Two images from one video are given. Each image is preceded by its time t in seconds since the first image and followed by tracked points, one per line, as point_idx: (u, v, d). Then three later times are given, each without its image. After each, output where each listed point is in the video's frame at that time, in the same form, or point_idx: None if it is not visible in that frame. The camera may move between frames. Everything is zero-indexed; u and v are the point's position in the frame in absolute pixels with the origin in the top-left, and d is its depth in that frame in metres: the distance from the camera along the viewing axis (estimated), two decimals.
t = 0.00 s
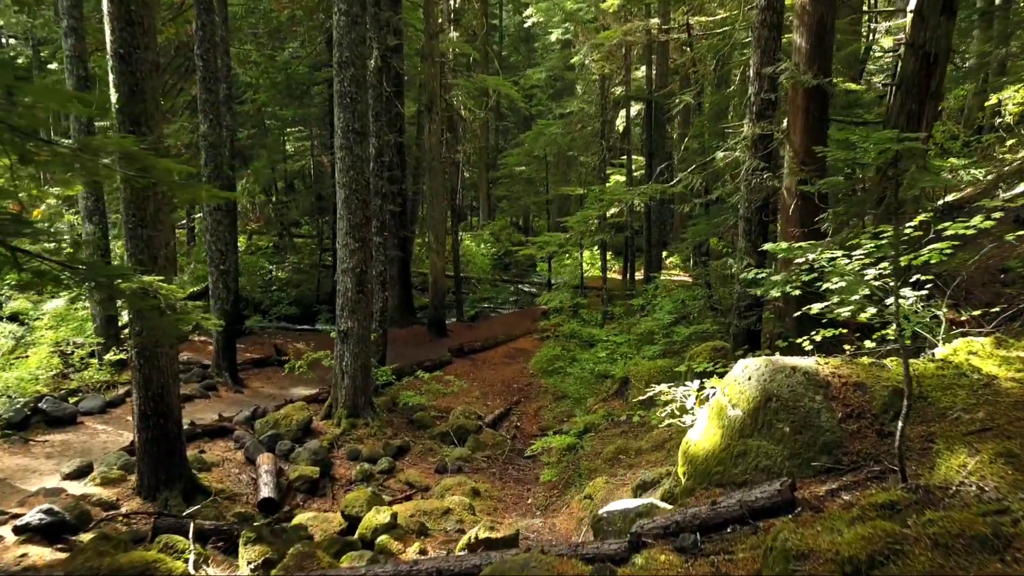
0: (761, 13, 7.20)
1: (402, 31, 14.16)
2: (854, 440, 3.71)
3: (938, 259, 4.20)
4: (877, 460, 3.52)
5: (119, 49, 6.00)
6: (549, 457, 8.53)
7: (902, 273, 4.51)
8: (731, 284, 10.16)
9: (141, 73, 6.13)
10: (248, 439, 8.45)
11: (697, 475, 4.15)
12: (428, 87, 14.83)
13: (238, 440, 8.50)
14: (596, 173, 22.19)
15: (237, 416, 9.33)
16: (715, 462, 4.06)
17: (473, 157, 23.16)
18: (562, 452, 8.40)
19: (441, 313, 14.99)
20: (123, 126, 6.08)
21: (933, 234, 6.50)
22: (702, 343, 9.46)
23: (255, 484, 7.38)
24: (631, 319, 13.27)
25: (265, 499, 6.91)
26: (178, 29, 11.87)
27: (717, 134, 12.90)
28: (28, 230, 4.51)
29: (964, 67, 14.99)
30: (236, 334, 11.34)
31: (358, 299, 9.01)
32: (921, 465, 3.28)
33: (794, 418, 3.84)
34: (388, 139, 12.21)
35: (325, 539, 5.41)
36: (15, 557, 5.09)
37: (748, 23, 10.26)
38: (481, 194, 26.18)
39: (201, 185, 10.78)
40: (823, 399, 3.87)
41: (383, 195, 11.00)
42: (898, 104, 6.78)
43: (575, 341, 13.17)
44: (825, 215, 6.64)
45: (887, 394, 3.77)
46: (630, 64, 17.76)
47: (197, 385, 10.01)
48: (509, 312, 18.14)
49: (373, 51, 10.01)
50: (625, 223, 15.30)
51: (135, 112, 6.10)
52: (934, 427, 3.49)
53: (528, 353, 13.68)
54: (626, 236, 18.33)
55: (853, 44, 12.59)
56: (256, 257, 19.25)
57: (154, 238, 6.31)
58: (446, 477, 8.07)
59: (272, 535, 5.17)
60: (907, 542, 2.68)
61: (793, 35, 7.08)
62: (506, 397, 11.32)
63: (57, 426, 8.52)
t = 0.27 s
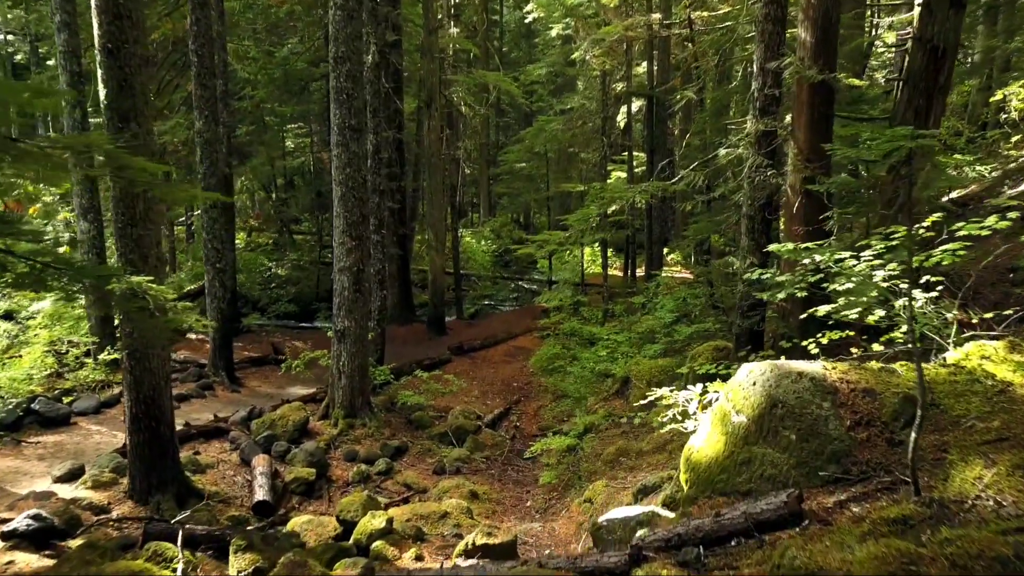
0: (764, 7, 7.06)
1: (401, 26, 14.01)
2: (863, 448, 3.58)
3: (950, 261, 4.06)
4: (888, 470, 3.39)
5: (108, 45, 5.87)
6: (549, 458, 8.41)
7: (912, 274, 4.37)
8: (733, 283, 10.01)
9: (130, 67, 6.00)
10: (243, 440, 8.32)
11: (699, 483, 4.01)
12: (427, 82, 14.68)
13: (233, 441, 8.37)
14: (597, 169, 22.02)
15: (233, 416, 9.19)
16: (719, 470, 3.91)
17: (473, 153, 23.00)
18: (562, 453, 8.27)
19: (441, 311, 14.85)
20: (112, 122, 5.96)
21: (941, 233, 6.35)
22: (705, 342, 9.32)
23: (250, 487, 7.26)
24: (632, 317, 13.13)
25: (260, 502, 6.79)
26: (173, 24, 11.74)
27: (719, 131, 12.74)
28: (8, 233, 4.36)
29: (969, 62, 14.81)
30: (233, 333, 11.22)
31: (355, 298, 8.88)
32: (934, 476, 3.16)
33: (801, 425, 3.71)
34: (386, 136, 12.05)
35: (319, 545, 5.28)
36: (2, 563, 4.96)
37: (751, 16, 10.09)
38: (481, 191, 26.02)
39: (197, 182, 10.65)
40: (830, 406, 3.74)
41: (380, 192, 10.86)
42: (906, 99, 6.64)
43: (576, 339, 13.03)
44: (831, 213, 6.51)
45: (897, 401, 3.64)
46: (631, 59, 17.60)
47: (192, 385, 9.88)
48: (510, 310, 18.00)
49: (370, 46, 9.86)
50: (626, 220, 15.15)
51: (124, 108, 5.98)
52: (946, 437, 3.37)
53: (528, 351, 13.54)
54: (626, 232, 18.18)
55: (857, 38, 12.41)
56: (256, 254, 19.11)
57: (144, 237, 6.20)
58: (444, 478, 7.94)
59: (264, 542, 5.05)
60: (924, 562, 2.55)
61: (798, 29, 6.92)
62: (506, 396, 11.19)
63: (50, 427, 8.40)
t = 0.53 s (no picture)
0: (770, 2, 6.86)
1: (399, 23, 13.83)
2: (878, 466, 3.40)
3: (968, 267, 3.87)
4: (905, 492, 3.22)
5: (93, 41, 5.67)
6: (548, 465, 8.23)
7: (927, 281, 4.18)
8: (736, 285, 9.82)
9: (117, 64, 5.79)
10: (235, 446, 8.13)
11: (703, 500, 3.80)
12: (426, 80, 14.48)
13: (225, 446, 8.18)
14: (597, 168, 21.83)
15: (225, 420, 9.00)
16: (724, 486, 3.70)
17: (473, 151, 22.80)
18: (561, 459, 8.09)
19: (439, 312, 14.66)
20: (97, 120, 5.75)
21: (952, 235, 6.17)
22: (707, 346, 9.13)
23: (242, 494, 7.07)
24: (632, 319, 12.94)
25: (252, 510, 6.60)
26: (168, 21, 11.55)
27: (721, 130, 12.54)
28: None
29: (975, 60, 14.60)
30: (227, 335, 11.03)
31: (350, 300, 8.70)
32: (956, 499, 3.01)
33: (812, 442, 3.52)
34: (384, 134, 11.86)
35: (308, 559, 5.12)
36: None
37: (755, 13, 9.89)
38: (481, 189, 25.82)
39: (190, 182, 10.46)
40: (843, 421, 3.55)
41: (377, 192, 10.68)
42: (916, 98, 6.45)
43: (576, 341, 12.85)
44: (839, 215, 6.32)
45: (913, 417, 3.46)
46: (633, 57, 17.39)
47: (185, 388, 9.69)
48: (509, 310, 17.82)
49: (367, 43, 9.67)
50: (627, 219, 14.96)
51: (110, 106, 5.78)
52: (967, 456, 3.20)
53: (527, 353, 13.36)
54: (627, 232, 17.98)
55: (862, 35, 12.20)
56: (253, 253, 18.92)
57: (131, 239, 6.00)
58: (441, 485, 7.76)
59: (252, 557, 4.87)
60: None
61: (804, 24, 6.73)
62: (504, 399, 11.00)
63: (39, 431, 8.20)
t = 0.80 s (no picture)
0: None
1: (397, 22, 13.66)
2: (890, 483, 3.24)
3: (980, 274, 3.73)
4: (918, 511, 3.07)
5: (80, 39, 5.45)
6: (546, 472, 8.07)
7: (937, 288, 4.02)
8: (738, 288, 9.66)
9: (104, 62, 5.58)
10: (227, 453, 7.95)
11: (704, 516, 3.61)
12: (424, 80, 14.31)
13: (218, 454, 8.00)
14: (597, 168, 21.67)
15: (217, 426, 8.81)
16: (728, 504, 3.52)
17: (472, 152, 22.65)
18: (560, 467, 7.94)
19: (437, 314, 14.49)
20: (84, 120, 5.55)
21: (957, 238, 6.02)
22: (708, 350, 8.98)
23: (233, 503, 6.90)
24: (632, 321, 12.78)
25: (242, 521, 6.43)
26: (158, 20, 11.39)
27: (723, 129, 12.37)
28: None
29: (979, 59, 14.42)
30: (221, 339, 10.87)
31: (345, 303, 8.55)
32: (973, 521, 2.87)
33: (820, 458, 3.35)
34: (382, 134, 11.70)
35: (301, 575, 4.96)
36: None
37: (758, 11, 9.71)
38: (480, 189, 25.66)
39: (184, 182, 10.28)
40: (853, 436, 3.39)
41: (374, 193, 10.53)
42: (923, 97, 6.29)
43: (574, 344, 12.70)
44: (845, 218, 6.17)
45: (926, 432, 3.31)
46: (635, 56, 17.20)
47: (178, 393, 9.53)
48: (508, 312, 17.68)
49: (363, 40, 9.51)
50: (628, 220, 14.80)
51: (97, 106, 5.58)
52: (984, 474, 3.06)
53: (526, 356, 13.21)
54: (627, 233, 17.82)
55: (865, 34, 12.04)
56: (250, 254, 18.74)
57: (116, 243, 5.80)
58: (438, 493, 7.60)
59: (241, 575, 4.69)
60: None
61: (809, 21, 6.56)
62: (502, 403, 10.86)
63: (27, 437, 8.03)
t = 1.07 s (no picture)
0: None
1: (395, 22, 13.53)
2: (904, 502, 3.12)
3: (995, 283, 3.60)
4: (933, 533, 2.96)
5: (66, 37, 5.31)
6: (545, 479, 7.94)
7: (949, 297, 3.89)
8: (740, 291, 9.51)
9: (91, 62, 5.44)
10: (220, 459, 7.81)
11: (709, 534, 3.45)
12: (422, 80, 14.16)
13: (211, 460, 7.86)
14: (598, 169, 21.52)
15: (211, 431, 8.68)
16: (733, 521, 3.36)
17: (471, 152, 22.50)
18: (559, 474, 7.81)
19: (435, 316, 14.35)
20: (70, 122, 5.41)
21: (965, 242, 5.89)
22: (710, 354, 8.84)
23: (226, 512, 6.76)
24: (632, 324, 12.64)
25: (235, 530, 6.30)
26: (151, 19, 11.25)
27: (724, 130, 12.23)
28: None
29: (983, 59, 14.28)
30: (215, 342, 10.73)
31: (341, 307, 8.41)
32: (992, 543, 2.77)
33: (830, 474, 3.21)
34: (379, 134, 11.56)
35: None
36: None
37: (761, 9, 9.55)
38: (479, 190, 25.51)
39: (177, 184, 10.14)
40: (863, 451, 3.26)
41: (370, 195, 10.39)
42: (930, 98, 6.15)
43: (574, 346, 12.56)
44: (850, 221, 6.03)
45: (942, 448, 3.19)
46: (635, 55, 17.06)
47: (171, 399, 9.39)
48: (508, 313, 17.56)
49: (360, 39, 9.37)
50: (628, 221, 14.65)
51: (83, 106, 5.44)
52: (1004, 493, 2.96)
53: (525, 359, 13.08)
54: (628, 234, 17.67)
55: (868, 34, 11.89)
56: (248, 254, 18.58)
57: (103, 247, 5.65)
58: (435, 501, 7.47)
59: None
60: None
61: (813, 20, 6.42)
62: (501, 407, 10.72)
63: (17, 443, 7.89)
